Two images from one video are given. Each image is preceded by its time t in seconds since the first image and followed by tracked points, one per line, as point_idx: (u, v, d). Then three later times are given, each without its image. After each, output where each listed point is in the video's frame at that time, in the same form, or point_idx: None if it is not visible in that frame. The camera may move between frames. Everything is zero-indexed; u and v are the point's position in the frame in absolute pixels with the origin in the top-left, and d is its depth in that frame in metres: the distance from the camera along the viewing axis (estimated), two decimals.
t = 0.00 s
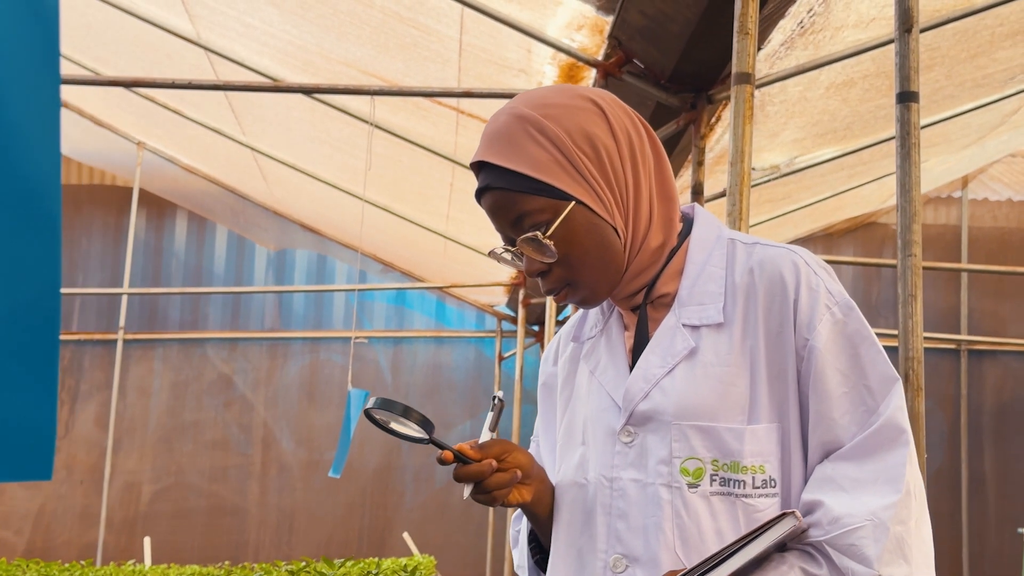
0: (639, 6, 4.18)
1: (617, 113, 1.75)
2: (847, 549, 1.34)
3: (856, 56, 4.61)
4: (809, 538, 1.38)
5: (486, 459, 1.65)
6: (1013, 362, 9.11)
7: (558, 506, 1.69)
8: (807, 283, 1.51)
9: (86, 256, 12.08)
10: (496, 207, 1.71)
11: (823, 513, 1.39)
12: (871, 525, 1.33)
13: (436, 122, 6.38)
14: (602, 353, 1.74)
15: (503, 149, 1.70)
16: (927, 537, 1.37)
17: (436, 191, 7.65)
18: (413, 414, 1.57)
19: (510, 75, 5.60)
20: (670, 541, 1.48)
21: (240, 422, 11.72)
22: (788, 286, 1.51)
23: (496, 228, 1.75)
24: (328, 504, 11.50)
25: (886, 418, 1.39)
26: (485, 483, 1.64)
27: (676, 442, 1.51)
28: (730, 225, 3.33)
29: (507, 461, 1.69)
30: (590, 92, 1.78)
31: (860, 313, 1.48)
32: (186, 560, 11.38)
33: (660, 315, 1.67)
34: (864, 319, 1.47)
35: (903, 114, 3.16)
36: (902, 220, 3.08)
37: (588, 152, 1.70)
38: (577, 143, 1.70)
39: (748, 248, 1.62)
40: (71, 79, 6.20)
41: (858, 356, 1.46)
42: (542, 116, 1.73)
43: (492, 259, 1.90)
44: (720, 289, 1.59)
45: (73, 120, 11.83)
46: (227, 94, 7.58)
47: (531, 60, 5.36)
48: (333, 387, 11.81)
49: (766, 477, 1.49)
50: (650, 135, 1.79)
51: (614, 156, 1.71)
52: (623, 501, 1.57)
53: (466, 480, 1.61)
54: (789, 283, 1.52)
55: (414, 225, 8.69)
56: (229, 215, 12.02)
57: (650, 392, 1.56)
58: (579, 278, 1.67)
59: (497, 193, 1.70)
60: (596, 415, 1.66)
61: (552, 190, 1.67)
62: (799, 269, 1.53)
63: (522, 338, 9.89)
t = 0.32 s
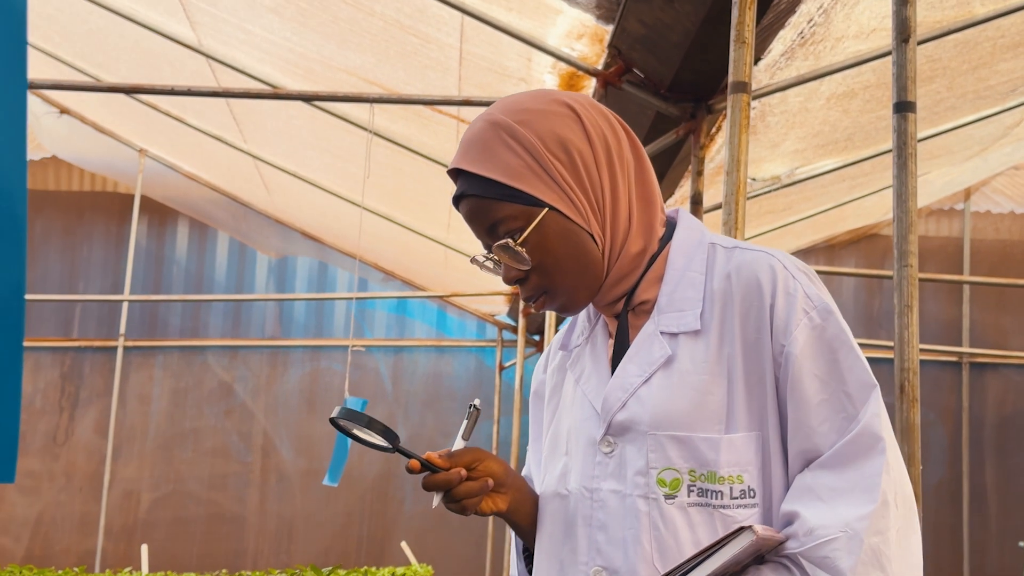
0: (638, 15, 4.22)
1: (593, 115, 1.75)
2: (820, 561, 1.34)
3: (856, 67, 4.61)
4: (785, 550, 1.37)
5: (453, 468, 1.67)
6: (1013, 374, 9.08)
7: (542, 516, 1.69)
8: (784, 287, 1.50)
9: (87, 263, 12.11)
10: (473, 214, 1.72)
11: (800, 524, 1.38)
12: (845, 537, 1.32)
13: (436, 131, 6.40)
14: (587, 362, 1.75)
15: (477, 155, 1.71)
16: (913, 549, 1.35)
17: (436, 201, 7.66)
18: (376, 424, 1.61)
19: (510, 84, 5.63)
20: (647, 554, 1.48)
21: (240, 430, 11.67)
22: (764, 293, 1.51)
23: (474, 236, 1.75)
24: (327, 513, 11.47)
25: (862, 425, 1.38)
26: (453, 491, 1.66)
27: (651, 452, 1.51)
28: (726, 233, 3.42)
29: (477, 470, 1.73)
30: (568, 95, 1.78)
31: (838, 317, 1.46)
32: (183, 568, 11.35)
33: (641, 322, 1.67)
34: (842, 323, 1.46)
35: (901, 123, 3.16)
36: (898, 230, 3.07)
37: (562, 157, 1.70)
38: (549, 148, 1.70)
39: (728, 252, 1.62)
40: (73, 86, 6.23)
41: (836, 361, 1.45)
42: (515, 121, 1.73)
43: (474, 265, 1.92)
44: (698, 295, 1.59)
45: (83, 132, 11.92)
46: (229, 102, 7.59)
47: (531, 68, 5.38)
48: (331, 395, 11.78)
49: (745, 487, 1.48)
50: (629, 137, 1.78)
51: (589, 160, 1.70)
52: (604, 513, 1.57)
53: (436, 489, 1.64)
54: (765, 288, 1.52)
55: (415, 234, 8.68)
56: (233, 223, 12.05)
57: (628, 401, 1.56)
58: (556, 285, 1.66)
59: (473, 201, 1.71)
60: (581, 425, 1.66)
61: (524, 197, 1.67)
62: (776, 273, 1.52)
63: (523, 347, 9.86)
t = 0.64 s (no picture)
0: (643, 23, 4.29)
1: (567, 124, 1.95)
2: (797, 570, 1.47)
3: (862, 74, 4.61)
4: (766, 560, 1.51)
5: (433, 481, 1.92)
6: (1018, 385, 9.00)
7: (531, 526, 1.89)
8: (762, 294, 1.65)
9: (92, 267, 12.03)
10: (455, 225, 1.94)
11: (778, 535, 1.52)
12: (821, 547, 1.45)
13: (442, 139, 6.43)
14: (573, 373, 1.95)
15: (458, 170, 1.93)
16: (896, 555, 1.48)
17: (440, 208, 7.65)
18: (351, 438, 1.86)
19: (516, 91, 5.64)
20: (632, 565, 1.65)
21: (244, 436, 11.66)
22: (741, 299, 1.66)
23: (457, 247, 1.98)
24: (330, 520, 11.48)
25: (841, 433, 1.52)
26: (434, 502, 1.91)
27: (633, 466, 1.68)
28: (729, 243, 3.44)
29: (458, 483, 1.97)
30: (544, 106, 1.99)
31: (814, 324, 1.60)
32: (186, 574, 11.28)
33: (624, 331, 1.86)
34: (819, 329, 1.60)
35: (903, 132, 3.16)
36: (900, 239, 3.08)
37: (537, 169, 1.91)
38: (525, 161, 1.91)
39: (708, 260, 1.78)
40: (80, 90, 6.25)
41: (816, 369, 1.59)
42: (493, 135, 1.95)
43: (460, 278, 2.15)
44: (678, 305, 1.75)
45: (89, 137, 12.01)
46: (234, 107, 7.58)
47: (536, 76, 5.41)
48: (337, 401, 11.80)
49: (726, 497, 1.64)
50: (606, 144, 1.98)
51: (565, 170, 1.90)
52: (588, 526, 1.74)
53: (416, 501, 1.89)
54: (743, 296, 1.67)
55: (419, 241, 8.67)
56: (236, 227, 12.12)
57: (609, 413, 1.73)
58: (536, 298, 1.88)
59: (453, 214, 1.94)
60: (569, 438, 1.84)
61: (502, 210, 1.89)
62: (754, 280, 1.68)
63: (527, 355, 9.82)
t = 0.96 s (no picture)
0: (648, 27, 4.29)
1: (547, 134, 2.27)
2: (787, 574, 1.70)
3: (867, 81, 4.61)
4: (755, 567, 1.75)
5: (422, 484, 2.14)
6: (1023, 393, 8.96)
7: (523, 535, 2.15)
8: (749, 299, 1.91)
9: (98, 272, 11.97)
10: (441, 236, 2.25)
11: (768, 542, 1.75)
12: (808, 553, 1.69)
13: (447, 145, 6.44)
14: (563, 380, 2.25)
15: (444, 182, 2.24)
16: (882, 559, 1.71)
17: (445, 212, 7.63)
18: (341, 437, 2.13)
19: (521, 96, 5.65)
20: (621, 570, 1.90)
21: (249, 441, 11.64)
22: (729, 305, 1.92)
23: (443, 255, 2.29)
24: (334, 526, 11.43)
25: (827, 439, 1.76)
26: (421, 504, 2.12)
27: (623, 474, 1.93)
28: (730, 246, 3.47)
29: (447, 486, 2.20)
30: (526, 119, 2.31)
31: (800, 329, 1.86)
32: None
33: (611, 338, 2.15)
34: (805, 335, 1.85)
35: (907, 138, 3.28)
36: (903, 244, 3.18)
37: (520, 179, 2.22)
38: (508, 171, 2.22)
39: (694, 266, 2.06)
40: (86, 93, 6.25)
41: (803, 374, 1.84)
42: (477, 146, 2.26)
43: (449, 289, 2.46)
44: (665, 312, 2.03)
45: (94, 141, 12.16)
46: (240, 112, 7.59)
47: (540, 81, 5.41)
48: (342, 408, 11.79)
49: (713, 504, 1.90)
50: (586, 150, 2.29)
51: (547, 182, 2.22)
52: (578, 534, 2.00)
53: (404, 503, 2.10)
54: (730, 301, 1.94)
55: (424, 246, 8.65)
56: (242, 233, 12.21)
57: (598, 421, 2.00)
58: (524, 308, 2.17)
59: (439, 225, 2.25)
60: (559, 447, 2.12)
61: (487, 220, 2.19)
62: (740, 284, 1.94)
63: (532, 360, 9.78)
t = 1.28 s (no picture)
0: (649, 31, 4.29)
1: (540, 134, 2.26)
2: None
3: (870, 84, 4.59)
4: (749, 569, 1.75)
5: (414, 484, 2.13)
6: None
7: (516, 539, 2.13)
8: (743, 300, 1.91)
9: (101, 274, 11.97)
10: (433, 237, 2.25)
11: (761, 544, 1.75)
12: (802, 555, 1.68)
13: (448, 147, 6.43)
14: (556, 381, 2.24)
15: (435, 183, 2.24)
16: (875, 561, 1.70)
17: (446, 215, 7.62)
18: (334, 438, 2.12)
19: (523, 99, 5.64)
20: (613, 571, 1.90)
21: (250, 444, 11.64)
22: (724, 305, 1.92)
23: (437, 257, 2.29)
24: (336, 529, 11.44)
25: (821, 441, 1.75)
26: (413, 505, 2.11)
27: (616, 475, 1.93)
28: (730, 248, 3.46)
29: (439, 487, 2.19)
30: (519, 118, 2.30)
31: (794, 330, 1.85)
32: None
33: (605, 339, 2.14)
34: (799, 336, 1.84)
35: (909, 139, 3.30)
36: (904, 247, 3.17)
37: (513, 179, 2.21)
38: (500, 172, 2.21)
39: (688, 266, 2.05)
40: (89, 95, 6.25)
41: (797, 376, 1.83)
42: (468, 146, 2.26)
43: (442, 290, 2.47)
44: (659, 313, 2.02)
45: (97, 143, 12.12)
46: (242, 114, 7.59)
47: (542, 83, 5.40)
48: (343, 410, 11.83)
49: (707, 506, 1.89)
50: (579, 151, 2.28)
51: (539, 182, 2.21)
52: (570, 536, 1.99)
53: (397, 503, 2.10)
54: (723, 302, 1.93)
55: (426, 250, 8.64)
56: (244, 236, 12.19)
57: (591, 423, 1.99)
58: (517, 308, 2.17)
59: (432, 226, 2.25)
60: (551, 449, 2.11)
61: (479, 221, 2.19)
62: (735, 285, 1.94)
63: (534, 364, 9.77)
